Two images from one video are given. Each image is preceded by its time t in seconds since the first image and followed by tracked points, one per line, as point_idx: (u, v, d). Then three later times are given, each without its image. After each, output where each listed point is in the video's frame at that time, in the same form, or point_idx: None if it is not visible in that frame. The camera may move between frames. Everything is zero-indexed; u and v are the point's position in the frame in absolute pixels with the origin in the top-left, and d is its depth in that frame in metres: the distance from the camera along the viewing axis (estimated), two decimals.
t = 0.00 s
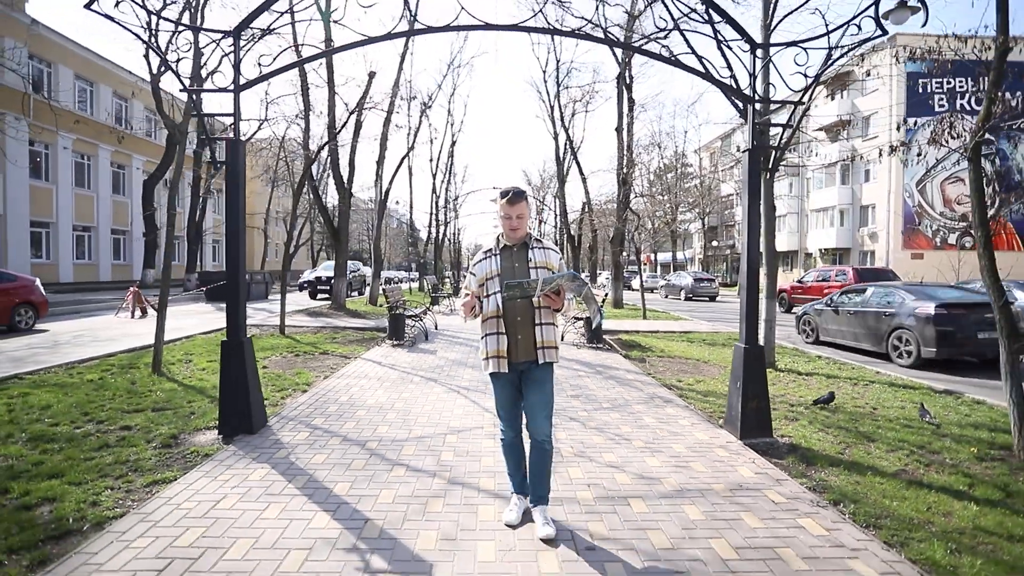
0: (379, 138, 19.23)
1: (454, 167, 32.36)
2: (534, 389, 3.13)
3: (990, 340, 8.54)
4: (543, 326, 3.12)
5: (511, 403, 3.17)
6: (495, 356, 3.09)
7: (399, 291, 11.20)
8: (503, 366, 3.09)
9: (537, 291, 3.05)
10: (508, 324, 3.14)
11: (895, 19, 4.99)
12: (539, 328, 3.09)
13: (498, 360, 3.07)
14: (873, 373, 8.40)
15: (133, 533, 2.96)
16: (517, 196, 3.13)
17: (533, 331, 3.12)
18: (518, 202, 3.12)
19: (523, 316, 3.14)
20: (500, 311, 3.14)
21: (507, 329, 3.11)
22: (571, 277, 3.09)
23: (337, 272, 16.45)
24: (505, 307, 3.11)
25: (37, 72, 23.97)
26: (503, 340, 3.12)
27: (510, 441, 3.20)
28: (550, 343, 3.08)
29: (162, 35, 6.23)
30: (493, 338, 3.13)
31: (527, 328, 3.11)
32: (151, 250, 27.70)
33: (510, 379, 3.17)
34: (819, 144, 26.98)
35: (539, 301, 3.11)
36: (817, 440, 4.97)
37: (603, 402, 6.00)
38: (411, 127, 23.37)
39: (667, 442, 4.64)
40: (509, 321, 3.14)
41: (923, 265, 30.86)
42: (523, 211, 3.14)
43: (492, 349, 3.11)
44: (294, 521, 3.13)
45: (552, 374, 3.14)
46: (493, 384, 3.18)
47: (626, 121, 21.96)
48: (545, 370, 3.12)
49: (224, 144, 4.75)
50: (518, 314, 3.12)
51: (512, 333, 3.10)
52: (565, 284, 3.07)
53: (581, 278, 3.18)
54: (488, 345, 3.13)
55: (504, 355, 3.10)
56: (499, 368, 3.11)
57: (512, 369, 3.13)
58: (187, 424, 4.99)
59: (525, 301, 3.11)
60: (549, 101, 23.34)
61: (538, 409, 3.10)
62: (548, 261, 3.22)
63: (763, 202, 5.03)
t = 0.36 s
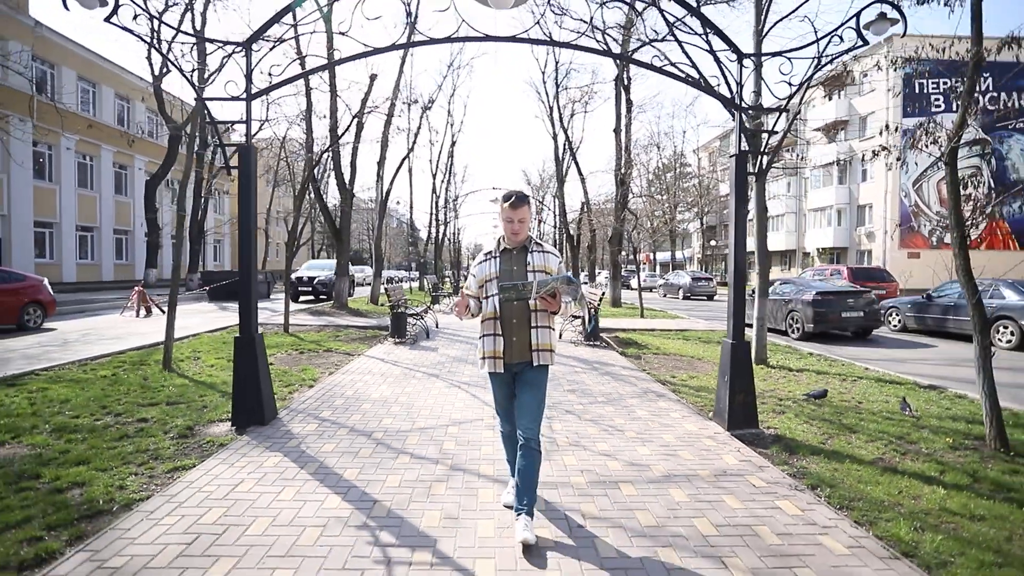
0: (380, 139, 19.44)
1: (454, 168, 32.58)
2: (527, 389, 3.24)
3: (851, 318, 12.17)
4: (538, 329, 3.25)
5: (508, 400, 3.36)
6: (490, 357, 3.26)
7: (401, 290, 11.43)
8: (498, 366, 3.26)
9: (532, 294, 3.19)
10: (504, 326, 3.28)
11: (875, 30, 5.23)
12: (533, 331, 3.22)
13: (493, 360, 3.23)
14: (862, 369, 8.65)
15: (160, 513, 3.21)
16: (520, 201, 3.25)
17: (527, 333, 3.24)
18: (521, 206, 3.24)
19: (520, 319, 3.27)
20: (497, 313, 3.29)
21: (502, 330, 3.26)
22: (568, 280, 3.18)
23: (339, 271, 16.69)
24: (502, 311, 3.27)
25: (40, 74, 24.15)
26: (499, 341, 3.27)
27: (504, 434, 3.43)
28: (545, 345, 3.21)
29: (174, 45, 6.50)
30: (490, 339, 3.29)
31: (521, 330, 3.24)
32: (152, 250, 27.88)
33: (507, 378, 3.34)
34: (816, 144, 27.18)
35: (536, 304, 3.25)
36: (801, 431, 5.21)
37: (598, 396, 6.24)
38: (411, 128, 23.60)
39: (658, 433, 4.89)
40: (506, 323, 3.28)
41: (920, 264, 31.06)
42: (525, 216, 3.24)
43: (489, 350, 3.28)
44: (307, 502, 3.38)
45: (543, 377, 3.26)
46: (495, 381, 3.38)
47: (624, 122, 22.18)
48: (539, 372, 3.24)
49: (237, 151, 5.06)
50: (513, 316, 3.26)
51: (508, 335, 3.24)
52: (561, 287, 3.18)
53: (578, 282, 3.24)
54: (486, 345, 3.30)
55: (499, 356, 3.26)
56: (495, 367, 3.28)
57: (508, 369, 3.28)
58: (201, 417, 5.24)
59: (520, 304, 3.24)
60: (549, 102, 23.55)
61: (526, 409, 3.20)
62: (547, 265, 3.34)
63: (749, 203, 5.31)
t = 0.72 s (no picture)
0: (382, 140, 19.67)
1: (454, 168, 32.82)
2: (527, 387, 3.28)
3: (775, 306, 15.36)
4: (540, 326, 3.26)
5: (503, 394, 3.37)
6: (491, 352, 3.25)
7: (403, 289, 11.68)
8: (500, 362, 3.25)
9: (533, 293, 3.19)
10: (506, 322, 3.28)
11: (857, 40, 5.49)
12: (535, 328, 3.23)
13: (494, 356, 3.22)
14: (852, 367, 8.88)
15: (183, 495, 3.46)
16: (527, 198, 3.33)
17: (530, 331, 3.25)
18: (528, 204, 3.32)
19: (521, 315, 3.28)
20: (500, 308, 3.31)
21: (505, 326, 3.27)
22: (567, 280, 3.16)
23: (342, 271, 16.94)
24: (504, 307, 3.28)
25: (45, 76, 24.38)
26: (501, 336, 3.28)
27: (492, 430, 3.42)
28: (547, 344, 3.23)
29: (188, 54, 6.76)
30: (491, 334, 3.29)
31: (524, 327, 3.24)
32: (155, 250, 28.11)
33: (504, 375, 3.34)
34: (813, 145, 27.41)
35: (538, 303, 3.26)
36: (787, 424, 5.45)
37: (594, 391, 6.48)
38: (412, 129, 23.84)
39: (649, 425, 5.13)
40: (507, 319, 3.28)
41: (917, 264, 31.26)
42: (531, 214, 3.34)
43: (490, 345, 3.27)
44: (318, 485, 3.63)
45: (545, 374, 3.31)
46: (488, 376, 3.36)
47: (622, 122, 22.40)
48: (539, 370, 3.27)
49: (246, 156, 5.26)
50: (515, 313, 3.27)
51: (510, 331, 3.25)
52: (560, 287, 3.17)
53: (578, 283, 3.25)
54: (487, 340, 3.29)
55: (500, 351, 3.25)
56: (495, 364, 3.28)
57: (508, 366, 3.28)
58: (213, 410, 5.48)
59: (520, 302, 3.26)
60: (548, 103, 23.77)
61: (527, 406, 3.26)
62: (551, 263, 3.39)
63: (737, 206, 5.56)
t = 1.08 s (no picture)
0: (384, 142, 19.91)
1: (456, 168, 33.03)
2: (531, 384, 3.32)
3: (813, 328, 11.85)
4: (546, 325, 3.29)
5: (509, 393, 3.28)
6: (498, 349, 3.25)
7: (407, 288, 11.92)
8: (506, 359, 3.25)
9: (536, 294, 3.19)
10: (513, 320, 3.31)
11: (845, 49, 5.73)
12: (543, 327, 3.27)
13: (501, 353, 3.22)
14: (845, 364, 9.11)
15: (206, 480, 3.70)
16: (533, 200, 3.31)
17: (535, 330, 3.29)
18: (534, 206, 3.29)
19: (529, 314, 3.32)
20: (506, 307, 3.31)
21: (512, 324, 3.29)
22: (570, 282, 3.19)
23: (345, 270, 17.20)
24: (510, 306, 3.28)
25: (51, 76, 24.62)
26: (507, 334, 3.28)
27: (503, 428, 3.19)
28: (552, 342, 3.25)
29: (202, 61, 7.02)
30: (498, 332, 3.30)
31: (531, 325, 3.29)
32: (160, 250, 28.38)
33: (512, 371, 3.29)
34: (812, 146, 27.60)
35: (543, 303, 3.28)
36: (778, 417, 5.69)
37: (593, 386, 6.72)
38: (415, 129, 24.04)
39: (645, 418, 5.37)
40: (515, 317, 3.30)
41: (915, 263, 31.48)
42: (537, 215, 3.32)
43: (497, 342, 3.27)
44: (332, 471, 3.87)
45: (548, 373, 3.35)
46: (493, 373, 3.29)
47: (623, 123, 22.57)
48: (543, 367, 3.30)
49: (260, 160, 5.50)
50: (522, 312, 3.30)
51: (516, 329, 3.28)
52: (563, 288, 3.19)
53: (580, 283, 3.27)
54: (493, 338, 3.30)
55: (507, 349, 3.25)
56: (500, 361, 3.26)
57: (514, 363, 3.29)
58: (226, 403, 5.72)
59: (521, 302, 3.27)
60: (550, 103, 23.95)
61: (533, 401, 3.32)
62: (556, 263, 3.39)
63: (728, 209, 5.80)
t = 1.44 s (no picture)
0: (385, 143, 20.12)
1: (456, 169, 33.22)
2: (536, 385, 3.43)
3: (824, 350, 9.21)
4: (548, 327, 3.36)
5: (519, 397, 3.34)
6: (505, 353, 3.28)
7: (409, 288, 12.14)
8: (512, 363, 3.28)
9: (539, 296, 3.29)
10: (517, 324, 3.34)
11: (831, 58, 5.96)
12: (546, 329, 3.32)
13: (509, 357, 3.26)
14: (837, 361, 9.36)
15: (227, 467, 3.94)
16: (530, 206, 3.34)
17: (539, 331, 3.33)
18: (531, 211, 3.32)
19: (532, 316, 3.36)
20: (510, 311, 3.35)
21: (516, 327, 3.32)
22: (574, 285, 3.28)
23: (348, 270, 17.44)
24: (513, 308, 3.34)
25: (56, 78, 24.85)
26: (512, 338, 3.32)
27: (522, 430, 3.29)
28: (554, 343, 3.34)
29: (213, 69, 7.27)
30: (503, 336, 3.32)
31: (534, 328, 3.33)
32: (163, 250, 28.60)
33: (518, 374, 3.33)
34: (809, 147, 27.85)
35: (544, 304, 3.35)
36: (768, 411, 5.92)
37: (591, 382, 6.96)
38: (416, 130, 24.25)
39: (641, 411, 5.61)
40: (518, 320, 3.34)
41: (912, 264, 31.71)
42: (534, 221, 3.36)
43: (503, 347, 3.30)
44: (343, 459, 4.11)
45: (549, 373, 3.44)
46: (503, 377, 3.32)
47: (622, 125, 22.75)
48: (546, 367, 3.40)
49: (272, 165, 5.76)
50: (526, 315, 3.34)
51: (522, 333, 3.31)
52: (566, 291, 3.28)
53: (582, 286, 3.33)
54: (498, 342, 3.32)
55: (513, 352, 3.30)
56: (507, 365, 3.30)
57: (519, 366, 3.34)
58: (239, 397, 5.95)
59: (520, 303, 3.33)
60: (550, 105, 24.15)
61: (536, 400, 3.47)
62: (556, 265, 3.44)
63: (721, 212, 6.05)
